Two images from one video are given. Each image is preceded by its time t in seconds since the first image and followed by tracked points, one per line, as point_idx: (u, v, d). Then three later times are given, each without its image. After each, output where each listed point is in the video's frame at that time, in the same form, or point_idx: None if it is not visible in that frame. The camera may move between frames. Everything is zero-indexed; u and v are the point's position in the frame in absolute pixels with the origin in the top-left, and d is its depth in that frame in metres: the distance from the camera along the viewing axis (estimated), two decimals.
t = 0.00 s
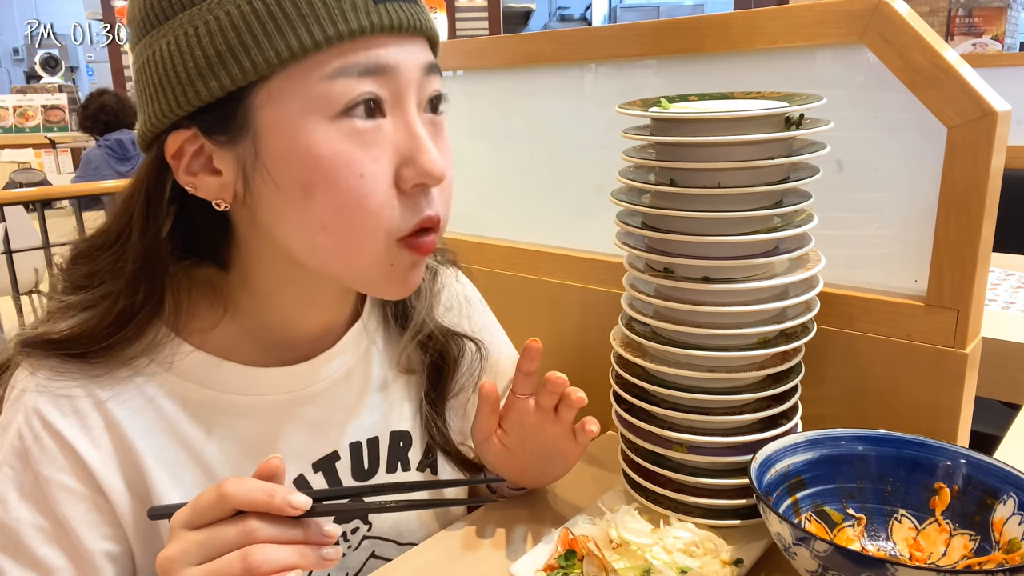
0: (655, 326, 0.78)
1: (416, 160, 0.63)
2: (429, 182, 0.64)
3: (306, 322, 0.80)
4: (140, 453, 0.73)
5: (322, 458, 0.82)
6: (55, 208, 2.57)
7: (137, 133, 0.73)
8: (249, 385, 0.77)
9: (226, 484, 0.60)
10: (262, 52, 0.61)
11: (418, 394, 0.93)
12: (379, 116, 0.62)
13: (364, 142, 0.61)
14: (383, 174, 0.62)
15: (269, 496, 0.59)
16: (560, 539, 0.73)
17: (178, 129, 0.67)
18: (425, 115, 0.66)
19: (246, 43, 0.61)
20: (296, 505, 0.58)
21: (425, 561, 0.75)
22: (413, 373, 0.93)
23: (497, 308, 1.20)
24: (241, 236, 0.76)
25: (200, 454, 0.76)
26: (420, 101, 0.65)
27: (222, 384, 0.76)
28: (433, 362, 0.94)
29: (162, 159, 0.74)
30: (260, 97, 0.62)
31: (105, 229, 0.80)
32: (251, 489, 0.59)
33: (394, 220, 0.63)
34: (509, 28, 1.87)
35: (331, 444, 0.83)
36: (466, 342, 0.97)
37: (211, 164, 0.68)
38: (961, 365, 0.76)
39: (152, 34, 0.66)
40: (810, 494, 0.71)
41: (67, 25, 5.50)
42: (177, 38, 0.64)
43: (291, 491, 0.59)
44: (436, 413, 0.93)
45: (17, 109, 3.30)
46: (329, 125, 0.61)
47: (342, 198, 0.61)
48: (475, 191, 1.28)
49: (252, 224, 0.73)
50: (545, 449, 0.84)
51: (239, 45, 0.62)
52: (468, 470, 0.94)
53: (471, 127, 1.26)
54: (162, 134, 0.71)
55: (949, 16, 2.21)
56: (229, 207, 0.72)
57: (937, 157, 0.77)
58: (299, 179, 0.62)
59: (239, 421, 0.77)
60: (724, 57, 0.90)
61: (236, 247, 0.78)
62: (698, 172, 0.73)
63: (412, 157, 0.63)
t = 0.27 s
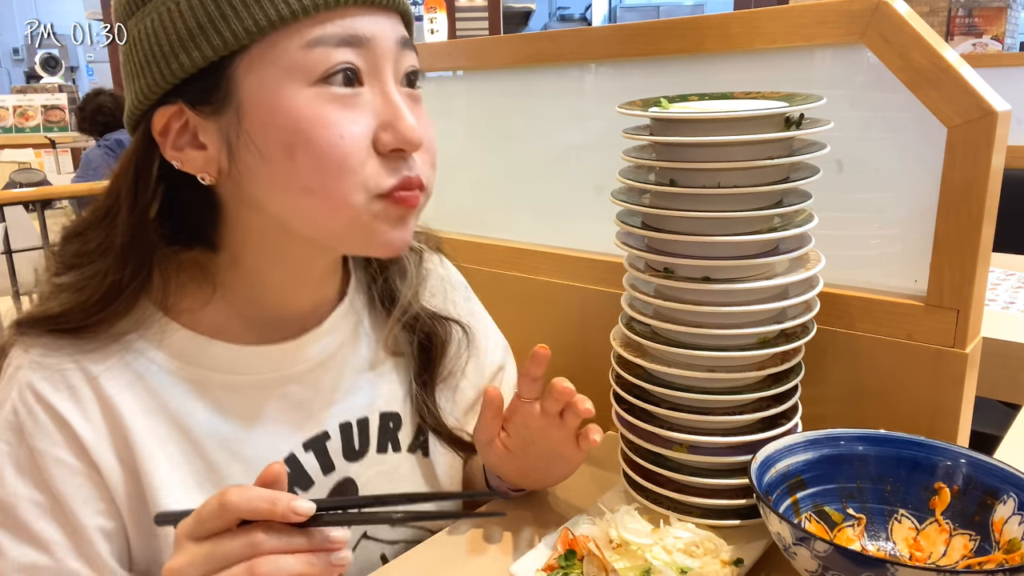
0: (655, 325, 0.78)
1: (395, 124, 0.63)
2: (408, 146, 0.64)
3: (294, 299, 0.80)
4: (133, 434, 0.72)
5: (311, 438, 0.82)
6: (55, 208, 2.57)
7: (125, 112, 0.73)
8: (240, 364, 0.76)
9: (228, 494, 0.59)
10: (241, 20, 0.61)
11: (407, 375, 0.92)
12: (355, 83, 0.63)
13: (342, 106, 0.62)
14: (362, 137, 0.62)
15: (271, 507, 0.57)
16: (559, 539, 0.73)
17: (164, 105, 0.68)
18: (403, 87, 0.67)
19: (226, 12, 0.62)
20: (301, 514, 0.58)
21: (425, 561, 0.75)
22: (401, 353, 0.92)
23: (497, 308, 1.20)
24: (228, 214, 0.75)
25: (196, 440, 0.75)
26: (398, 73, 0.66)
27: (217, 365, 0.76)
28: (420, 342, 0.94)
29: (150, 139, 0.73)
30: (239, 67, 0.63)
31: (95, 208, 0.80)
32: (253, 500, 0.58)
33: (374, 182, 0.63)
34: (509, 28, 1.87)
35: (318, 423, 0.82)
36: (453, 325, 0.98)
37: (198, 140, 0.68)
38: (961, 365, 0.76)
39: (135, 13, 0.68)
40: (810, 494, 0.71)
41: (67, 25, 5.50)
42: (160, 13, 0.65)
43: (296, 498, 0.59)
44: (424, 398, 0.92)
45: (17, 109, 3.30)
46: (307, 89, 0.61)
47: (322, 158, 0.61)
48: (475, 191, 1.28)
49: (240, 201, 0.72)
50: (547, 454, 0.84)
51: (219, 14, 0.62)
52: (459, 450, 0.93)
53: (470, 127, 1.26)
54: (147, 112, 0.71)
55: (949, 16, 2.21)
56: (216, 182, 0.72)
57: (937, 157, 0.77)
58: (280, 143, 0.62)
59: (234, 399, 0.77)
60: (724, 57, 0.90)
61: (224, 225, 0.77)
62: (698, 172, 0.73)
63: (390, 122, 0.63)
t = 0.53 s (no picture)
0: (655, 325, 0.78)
1: (333, 109, 0.67)
2: (346, 128, 0.68)
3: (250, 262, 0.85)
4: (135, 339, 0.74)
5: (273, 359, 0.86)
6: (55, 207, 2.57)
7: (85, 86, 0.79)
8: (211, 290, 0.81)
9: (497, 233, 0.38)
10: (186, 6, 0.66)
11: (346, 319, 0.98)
12: (297, 70, 0.67)
13: (284, 89, 0.66)
14: (301, 117, 0.66)
15: (506, 269, 0.37)
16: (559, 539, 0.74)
17: (118, 78, 0.74)
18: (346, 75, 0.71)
19: None
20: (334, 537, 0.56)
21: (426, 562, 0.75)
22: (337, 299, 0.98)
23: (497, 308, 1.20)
24: (177, 177, 0.80)
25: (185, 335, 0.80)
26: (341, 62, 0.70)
27: (202, 285, 0.80)
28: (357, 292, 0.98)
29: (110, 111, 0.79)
30: (188, 49, 0.67)
31: (59, 168, 0.81)
32: (471, 283, 0.38)
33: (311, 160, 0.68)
34: (509, 28, 1.87)
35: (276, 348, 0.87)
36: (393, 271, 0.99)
37: (148, 111, 0.74)
38: (961, 364, 0.76)
39: None
40: (809, 494, 0.71)
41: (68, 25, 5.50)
42: None
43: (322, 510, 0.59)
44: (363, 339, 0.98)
45: (17, 109, 3.29)
46: (250, 73, 0.66)
47: (263, 136, 0.66)
48: (474, 190, 1.28)
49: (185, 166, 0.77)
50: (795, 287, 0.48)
51: None
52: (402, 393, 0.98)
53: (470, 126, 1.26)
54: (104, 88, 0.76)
55: (949, 16, 2.21)
56: (166, 150, 0.78)
57: (938, 157, 0.77)
58: (224, 119, 0.67)
59: (216, 324, 0.82)
60: (724, 57, 0.90)
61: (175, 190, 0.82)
62: (698, 172, 0.73)
63: (330, 107, 0.67)
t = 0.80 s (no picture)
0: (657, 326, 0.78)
1: (320, 87, 0.68)
2: (334, 106, 0.69)
3: (248, 249, 0.86)
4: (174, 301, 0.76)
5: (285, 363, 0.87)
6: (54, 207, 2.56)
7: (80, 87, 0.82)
8: (217, 280, 0.82)
9: (807, 228, 0.38)
10: None
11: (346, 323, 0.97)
12: (282, 51, 0.69)
13: (270, 69, 0.67)
14: (289, 95, 0.67)
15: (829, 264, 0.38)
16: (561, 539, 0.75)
17: (110, 75, 0.77)
18: (332, 57, 0.73)
19: None
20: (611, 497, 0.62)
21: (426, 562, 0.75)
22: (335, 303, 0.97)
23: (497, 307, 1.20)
24: (178, 169, 0.83)
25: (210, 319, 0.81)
26: (325, 42, 0.71)
27: (213, 283, 0.82)
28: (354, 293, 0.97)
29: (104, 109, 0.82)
30: (172, 37, 0.70)
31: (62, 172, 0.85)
32: (773, 280, 0.39)
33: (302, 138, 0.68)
34: (509, 28, 1.87)
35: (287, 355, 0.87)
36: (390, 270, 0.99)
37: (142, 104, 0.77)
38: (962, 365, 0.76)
39: None
40: (809, 494, 0.71)
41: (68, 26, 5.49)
42: None
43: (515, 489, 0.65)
44: (363, 338, 0.97)
45: (17, 109, 3.28)
46: (235, 55, 0.67)
47: (252, 115, 0.67)
48: (474, 190, 1.28)
49: (183, 159, 0.80)
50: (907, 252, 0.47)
51: None
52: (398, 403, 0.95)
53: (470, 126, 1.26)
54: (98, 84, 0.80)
55: (949, 16, 2.21)
56: (161, 142, 0.81)
57: (938, 156, 0.77)
58: (213, 102, 0.68)
59: (233, 322, 0.83)
60: (724, 57, 0.90)
61: (177, 187, 0.86)
62: (698, 172, 0.73)
63: (317, 85, 0.69)
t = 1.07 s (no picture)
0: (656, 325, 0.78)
1: (332, 90, 0.68)
2: (345, 109, 0.69)
3: (259, 249, 0.86)
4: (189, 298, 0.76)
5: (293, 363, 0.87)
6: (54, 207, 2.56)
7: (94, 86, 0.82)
8: (229, 280, 0.82)
9: (838, 274, 0.39)
10: None
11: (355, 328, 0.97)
12: (295, 53, 0.68)
13: (282, 71, 0.67)
14: (301, 98, 0.67)
15: (860, 312, 0.38)
16: (562, 539, 0.76)
17: (125, 75, 0.78)
18: (344, 60, 0.72)
19: None
20: None
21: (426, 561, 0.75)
22: (344, 305, 0.97)
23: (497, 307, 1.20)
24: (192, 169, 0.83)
25: (222, 319, 0.81)
26: (338, 45, 0.71)
27: (226, 283, 0.82)
28: (362, 296, 0.97)
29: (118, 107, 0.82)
30: (184, 38, 0.70)
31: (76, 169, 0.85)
32: (807, 322, 0.40)
33: (313, 141, 0.68)
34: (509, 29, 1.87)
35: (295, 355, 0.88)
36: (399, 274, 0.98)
37: (155, 104, 0.78)
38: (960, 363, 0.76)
39: None
40: (809, 494, 0.71)
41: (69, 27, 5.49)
42: None
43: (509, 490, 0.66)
44: (371, 341, 0.98)
45: (17, 109, 3.28)
46: (248, 57, 0.67)
47: (263, 116, 0.67)
48: (475, 190, 1.28)
49: (197, 159, 0.80)
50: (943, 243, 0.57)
51: None
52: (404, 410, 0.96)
53: (470, 126, 1.26)
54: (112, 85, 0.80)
55: (949, 16, 2.21)
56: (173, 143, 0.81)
57: (938, 156, 0.77)
58: (225, 103, 0.68)
59: (246, 321, 0.84)
60: (724, 57, 0.90)
61: (191, 187, 0.86)
62: (698, 172, 0.73)
63: (328, 87, 0.68)
